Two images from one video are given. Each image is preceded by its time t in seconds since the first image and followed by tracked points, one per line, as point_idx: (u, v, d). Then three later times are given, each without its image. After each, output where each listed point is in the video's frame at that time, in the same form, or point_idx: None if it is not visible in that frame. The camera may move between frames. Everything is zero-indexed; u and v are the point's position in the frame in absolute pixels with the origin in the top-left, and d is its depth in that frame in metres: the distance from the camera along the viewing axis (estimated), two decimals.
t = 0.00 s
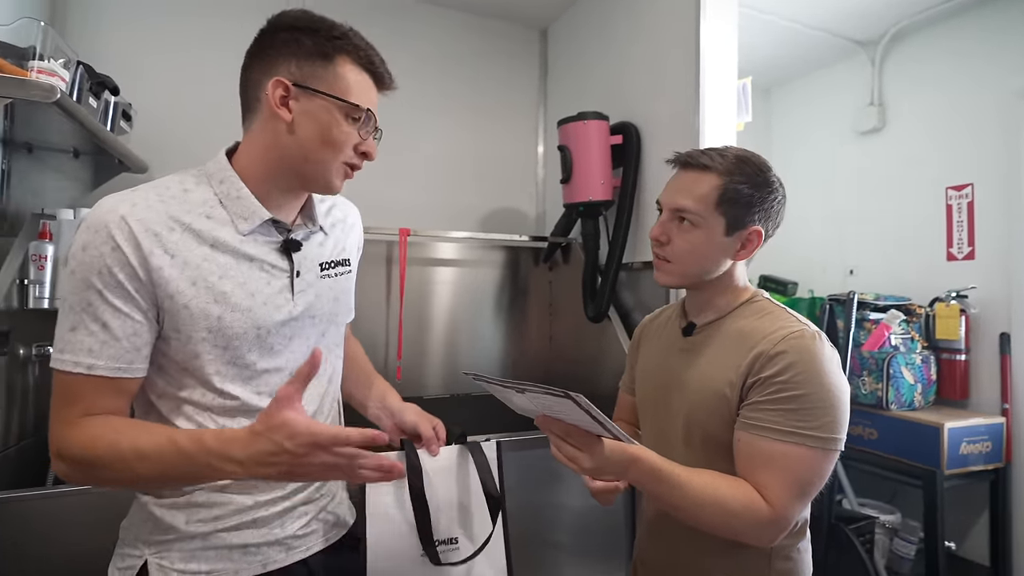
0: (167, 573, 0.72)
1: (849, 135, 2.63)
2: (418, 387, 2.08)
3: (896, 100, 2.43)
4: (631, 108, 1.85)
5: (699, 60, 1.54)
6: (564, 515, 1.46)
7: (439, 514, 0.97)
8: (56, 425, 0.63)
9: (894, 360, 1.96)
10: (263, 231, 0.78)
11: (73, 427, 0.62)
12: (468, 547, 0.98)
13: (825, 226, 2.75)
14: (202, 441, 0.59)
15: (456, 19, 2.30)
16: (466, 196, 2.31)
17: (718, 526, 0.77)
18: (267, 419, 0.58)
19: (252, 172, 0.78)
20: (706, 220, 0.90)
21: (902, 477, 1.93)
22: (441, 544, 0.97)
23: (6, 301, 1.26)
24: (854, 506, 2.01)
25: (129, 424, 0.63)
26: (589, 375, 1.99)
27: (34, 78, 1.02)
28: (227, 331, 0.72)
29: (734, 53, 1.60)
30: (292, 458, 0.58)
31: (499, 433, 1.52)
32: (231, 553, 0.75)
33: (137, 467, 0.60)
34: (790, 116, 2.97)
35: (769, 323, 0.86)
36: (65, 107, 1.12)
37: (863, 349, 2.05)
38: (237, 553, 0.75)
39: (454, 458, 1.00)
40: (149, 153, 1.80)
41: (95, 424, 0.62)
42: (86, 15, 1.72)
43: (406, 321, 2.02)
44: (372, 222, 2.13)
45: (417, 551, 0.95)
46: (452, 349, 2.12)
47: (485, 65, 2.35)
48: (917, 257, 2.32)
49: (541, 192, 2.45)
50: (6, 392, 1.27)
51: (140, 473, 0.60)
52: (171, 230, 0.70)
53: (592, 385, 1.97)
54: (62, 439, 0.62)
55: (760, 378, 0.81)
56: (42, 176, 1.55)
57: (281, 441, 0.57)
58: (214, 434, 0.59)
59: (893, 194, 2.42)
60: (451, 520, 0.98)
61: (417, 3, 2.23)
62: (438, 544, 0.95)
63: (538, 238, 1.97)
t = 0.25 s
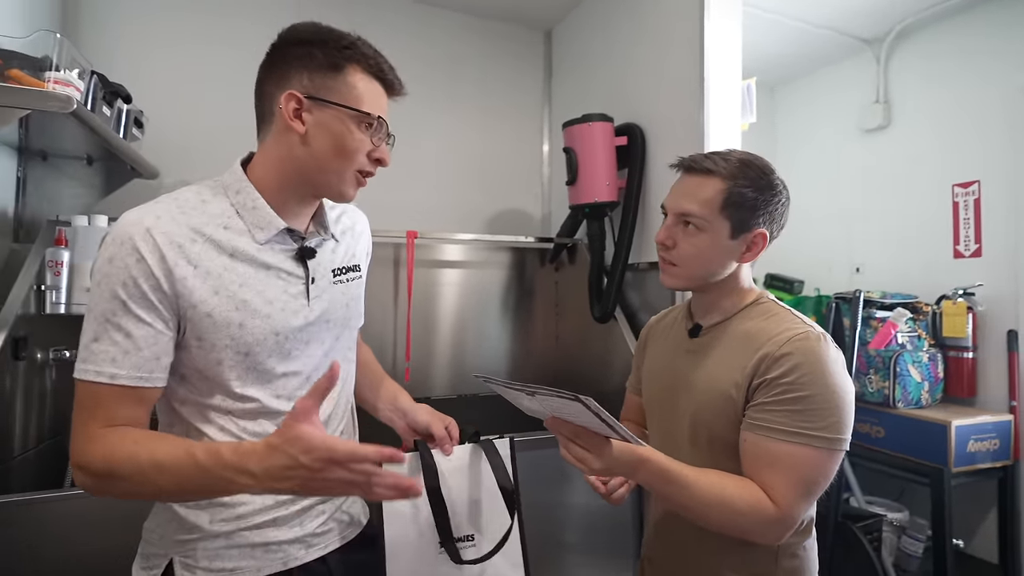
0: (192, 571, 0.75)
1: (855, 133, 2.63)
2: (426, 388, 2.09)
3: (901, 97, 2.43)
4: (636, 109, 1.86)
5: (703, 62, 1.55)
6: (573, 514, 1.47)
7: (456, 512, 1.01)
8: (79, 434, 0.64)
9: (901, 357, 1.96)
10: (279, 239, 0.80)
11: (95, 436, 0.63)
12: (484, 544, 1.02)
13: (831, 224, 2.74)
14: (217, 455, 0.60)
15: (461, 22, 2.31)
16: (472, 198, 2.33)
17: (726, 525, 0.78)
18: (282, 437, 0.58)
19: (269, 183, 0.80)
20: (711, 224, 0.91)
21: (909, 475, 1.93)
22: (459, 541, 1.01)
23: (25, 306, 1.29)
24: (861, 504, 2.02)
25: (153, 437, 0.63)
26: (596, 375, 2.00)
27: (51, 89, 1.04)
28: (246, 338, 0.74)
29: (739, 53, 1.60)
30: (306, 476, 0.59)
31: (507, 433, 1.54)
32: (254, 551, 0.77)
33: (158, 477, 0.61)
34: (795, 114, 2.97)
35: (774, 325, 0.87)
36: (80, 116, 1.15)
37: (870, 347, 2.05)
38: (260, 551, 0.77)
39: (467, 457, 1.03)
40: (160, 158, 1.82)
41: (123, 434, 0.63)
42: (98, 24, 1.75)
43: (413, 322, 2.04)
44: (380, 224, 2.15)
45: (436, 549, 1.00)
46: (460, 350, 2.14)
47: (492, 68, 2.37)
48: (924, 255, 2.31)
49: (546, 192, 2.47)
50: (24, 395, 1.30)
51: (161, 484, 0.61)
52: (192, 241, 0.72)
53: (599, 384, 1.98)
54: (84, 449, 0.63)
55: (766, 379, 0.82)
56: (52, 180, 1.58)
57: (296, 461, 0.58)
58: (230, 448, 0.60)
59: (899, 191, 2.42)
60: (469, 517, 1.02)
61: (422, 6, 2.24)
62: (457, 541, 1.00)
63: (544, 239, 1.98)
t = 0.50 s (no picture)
0: (214, 570, 0.76)
1: (859, 133, 2.63)
2: (434, 390, 2.11)
3: (906, 96, 2.43)
4: (640, 112, 1.87)
5: (707, 64, 1.56)
6: (581, 515, 1.48)
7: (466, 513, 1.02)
8: (107, 439, 0.67)
9: (908, 357, 1.96)
10: (294, 246, 0.82)
11: (123, 441, 0.66)
12: (494, 544, 1.03)
13: (836, 224, 2.75)
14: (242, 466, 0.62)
15: (465, 26, 2.33)
16: (478, 201, 2.34)
17: (734, 525, 0.79)
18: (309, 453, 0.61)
19: (283, 190, 0.82)
20: (715, 227, 0.92)
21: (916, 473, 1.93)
22: (468, 541, 1.02)
23: (42, 312, 1.32)
24: (869, 503, 2.02)
25: (180, 444, 0.65)
26: (602, 376, 2.01)
27: (67, 99, 1.06)
28: (264, 344, 0.76)
29: (742, 55, 1.61)
30: (328, 496, 0.61)
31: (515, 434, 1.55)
32: (273, 551, 0.79)
33: (185, 482, 0.63)
34: (799, 113, 2.98)
35: (780, 326, 0.88)
36: (95, 125, 1.17)
37: (876, 347, 2.05)
38: (279, 550, 0.79)
39: (477, 458, 1.05)
40: (171, 165, 1.85)
41: (146, 441, 0.65)
42: (109, 34, 1.78)
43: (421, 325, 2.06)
44: (386, 228, 2.17)
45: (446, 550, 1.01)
46: (467, 352, 2.15)
47: (496, 72, 2.39)
48: (930, 254, 2.31)
49: (552, 195, 2.48)
50: (41, 399, 1.32)
51: (189, 490, 0.63)
52: (211, 250, 0.74)
53: (605, 385, 1.99)
54: (112, 454, 0.65)
55: (772, 380, 0.83)
56: (65, 188, 1.58)
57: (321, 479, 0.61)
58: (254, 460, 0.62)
59: (904, 190, 2.42)
60: (478, 517, 1.03)
61: (427, 11, 2.27)
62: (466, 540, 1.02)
63: (549, 241, 2.00)
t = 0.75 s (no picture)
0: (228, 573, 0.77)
1: (863, 131, 2.63)
2: (441, 393, 2.12)
3: (909, 94, 2.43)
4: (643, 113, 1.88)
5: (710, 65, 1.57)
6: (589, 516, 1.49)
7: (467, 522, 1.03)
8: (125, 440, 0.68)
9: (915, 355, 1.96)
10: (305, 251, 0.83)
11: (140, 443, 0.67)
12: (496, 553, 1.04)
13: (841, 222, 2.74)
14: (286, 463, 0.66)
15: (468, 30, 2.35)
16: (483, 203, 2.36)
17: (741, 525, 0.80)
18: (364, 452, 0.68)
19: (293, 196, 0.83)
20: (720, 229, 0.93)
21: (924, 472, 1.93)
22: (470, 551, 1.03)
23: (54, 319, 1.34)
24: (877, 502, 2.02)
25: (207, 445, 0.68)
26: (608, 378, 2.01)
27: (79, 110, 1.05)
28: (276, 348, 0.77)
29: (745, 56, 1.62)
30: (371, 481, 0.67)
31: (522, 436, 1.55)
32: (286, 553, 0.80)
33: (217, 474, 0.66)
34: (804, 112, 2.97)
35: (785, 326, 0.89)
36: (105, 133, 1.18)
37: (882, 345, 2.05)
38: (291, 553, 0.81)
39: (478, 466, 1.05)
40: (179, 171, 1.87)
41: (166, 442, 0.68)
42: (117, 43, 1.80)
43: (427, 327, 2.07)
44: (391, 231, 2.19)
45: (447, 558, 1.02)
46: (472, 353, 2.16)
47: (500, 75, 2.40)
48: (936, 251, 2.30)
49: (556, 197, 2.49)
50: (53, 405, 1.34)
51: (220, 483, 0.66)
52: (224, 255, 0.75)
53: (611, 386, 2.00)
54: (131, 455, 0.67)
55: (777, 380, 0.84)
56: (75, 196, 1.60)
57: (375, 475, 0.67)
58: (301, 457, 0.67)
59: (908, 188, 2.42)
60: (478, 526, 1.04)
61: (430, 15, 2.28)
62: (468, 550, 1.02)
63: (554, 243, 2.01)
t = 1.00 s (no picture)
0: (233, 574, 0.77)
1: (866, 132, 2.63)
2: (445, 395, 2.12)
3: (912, 95, 2.43)
4: (647, 115, 1.88)
5: (714, 67, 1.57)
6: (595, 518, 1.48)
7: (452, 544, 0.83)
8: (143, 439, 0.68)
9: (920, 356, 1.95)
10: (316, 253, 0.84)
11: (163, 439, 0.68)
12: None
13: (845, 223, 2.74)
14: (339, 462, 0.73)
15: (472, 33, 2.36)
16: (487, 206, 2.36)
17: (749, 525, 0.80)
18: (406, 460, 0.77)
19: (305, 198, 0.84)
20: (730, 228, 0.93)
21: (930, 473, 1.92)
22: None
23: (62, 322, 1.34)
24: (883, 504, 2.01)
25: (237, 441, 0.71)
26: (612, 379, 2.01)
27: (87, 113, 1.05)
28: (287, 348, 0.77)
29: (749, 58, 1.62)
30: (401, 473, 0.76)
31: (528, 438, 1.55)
32: (292, 554, 0.80)
33: (261, 463, 0.70)
34: (806, 114, 2.98)
35: (791, 327, 0.89)
36: (113, 136, 1.18)
37: (887, 346, 2.05)
38: (296, 555, 0.81)
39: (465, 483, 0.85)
40: (184, 174, 1.88)
41: (193, 437, 0.69)
42: (124, 48, 1.82)
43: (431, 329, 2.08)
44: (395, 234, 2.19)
45: None
46: (477, 355, 2.17)
47: (503, 78, 2.41)
48: (941, 252, 2.30)
49: (559, 199, 2.50)
50: (61, 407, 1.34)
51: (262, 470, 0.69)
52: (239, 254, 0.76)
53: (615, 388, 1.99)
54: (154, 450, 0.67)
55: (785, 380, 0.84)
56: (83, 200, 1.61)
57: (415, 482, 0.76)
58: (357, 459, 0.74)
59: (912, 189, 2.42)
60: (465, 546, 0.84)
61: (434, 18, 2.29)
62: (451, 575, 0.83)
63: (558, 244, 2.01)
